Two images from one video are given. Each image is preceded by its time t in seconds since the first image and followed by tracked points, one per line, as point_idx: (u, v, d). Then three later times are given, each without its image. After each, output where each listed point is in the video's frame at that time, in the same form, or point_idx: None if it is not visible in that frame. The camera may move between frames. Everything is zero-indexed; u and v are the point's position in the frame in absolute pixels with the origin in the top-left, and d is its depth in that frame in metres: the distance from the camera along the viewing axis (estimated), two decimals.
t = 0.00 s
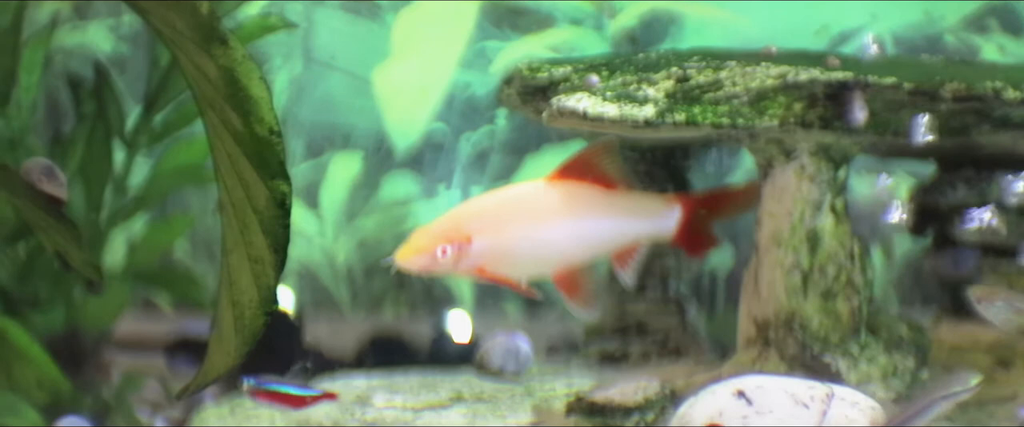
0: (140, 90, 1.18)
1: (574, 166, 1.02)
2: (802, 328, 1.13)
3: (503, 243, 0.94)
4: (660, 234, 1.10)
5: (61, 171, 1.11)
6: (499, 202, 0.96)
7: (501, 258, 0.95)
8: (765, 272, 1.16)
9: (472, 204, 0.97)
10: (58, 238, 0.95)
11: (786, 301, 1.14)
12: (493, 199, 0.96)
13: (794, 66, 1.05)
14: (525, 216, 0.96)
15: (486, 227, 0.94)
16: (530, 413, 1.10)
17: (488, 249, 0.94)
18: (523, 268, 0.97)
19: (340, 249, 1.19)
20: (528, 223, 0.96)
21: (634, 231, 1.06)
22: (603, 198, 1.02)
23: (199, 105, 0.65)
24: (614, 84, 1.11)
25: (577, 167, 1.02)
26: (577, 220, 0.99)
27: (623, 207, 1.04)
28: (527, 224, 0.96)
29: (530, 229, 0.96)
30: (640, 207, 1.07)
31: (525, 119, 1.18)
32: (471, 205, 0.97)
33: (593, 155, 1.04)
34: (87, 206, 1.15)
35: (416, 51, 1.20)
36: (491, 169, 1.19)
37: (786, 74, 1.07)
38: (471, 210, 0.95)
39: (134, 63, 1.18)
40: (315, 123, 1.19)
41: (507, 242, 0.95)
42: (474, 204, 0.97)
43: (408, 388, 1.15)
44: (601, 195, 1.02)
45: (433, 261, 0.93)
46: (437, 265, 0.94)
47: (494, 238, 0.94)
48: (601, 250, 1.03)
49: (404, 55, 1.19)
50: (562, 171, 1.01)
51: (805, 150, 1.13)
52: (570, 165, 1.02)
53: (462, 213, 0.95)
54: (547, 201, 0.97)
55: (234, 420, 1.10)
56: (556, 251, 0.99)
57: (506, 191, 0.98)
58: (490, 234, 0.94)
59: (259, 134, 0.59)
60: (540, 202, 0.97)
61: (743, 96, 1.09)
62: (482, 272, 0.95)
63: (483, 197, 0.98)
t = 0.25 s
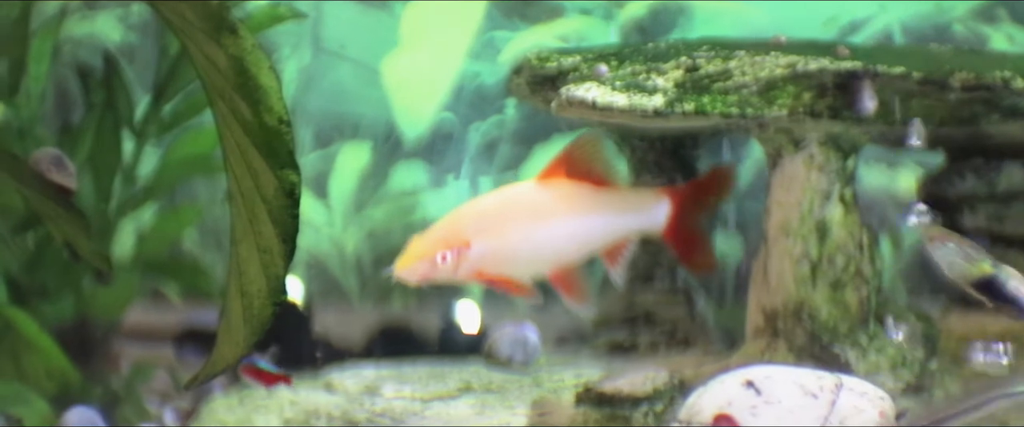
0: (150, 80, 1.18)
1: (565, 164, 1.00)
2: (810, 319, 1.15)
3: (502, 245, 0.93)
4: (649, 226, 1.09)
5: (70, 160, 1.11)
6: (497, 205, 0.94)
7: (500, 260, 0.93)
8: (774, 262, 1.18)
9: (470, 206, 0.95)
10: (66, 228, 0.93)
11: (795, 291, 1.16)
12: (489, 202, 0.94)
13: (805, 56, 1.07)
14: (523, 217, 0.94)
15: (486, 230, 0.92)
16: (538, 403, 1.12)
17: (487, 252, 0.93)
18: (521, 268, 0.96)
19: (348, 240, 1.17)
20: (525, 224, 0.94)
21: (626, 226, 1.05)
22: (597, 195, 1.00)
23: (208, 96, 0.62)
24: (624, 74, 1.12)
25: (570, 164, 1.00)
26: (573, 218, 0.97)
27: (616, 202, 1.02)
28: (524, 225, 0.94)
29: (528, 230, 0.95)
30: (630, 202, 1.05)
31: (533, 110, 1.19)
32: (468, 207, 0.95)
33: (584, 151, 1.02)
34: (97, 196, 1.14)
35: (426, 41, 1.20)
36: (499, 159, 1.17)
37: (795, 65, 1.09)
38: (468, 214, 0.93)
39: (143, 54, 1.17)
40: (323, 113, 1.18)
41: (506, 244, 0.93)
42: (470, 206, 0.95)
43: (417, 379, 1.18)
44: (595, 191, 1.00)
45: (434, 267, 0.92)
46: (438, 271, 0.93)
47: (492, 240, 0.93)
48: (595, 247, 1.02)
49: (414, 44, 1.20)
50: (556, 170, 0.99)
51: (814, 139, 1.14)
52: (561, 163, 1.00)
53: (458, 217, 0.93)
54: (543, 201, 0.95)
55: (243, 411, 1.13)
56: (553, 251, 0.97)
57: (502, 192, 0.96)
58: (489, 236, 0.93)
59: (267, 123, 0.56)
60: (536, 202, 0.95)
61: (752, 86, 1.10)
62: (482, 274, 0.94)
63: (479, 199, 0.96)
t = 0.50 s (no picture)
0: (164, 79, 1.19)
1: (561, 174, 1.02)
2: (826, 317, 1.16)
3: (510, 257, 0.95)
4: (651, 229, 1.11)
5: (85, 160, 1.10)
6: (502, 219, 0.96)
7: (510, 272, 0.95)
8: (790, 260, 1.18)
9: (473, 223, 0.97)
10: (80, 228, 0.85)
11: (811, 290, 1.17)
12: (495, 217, 0.96)
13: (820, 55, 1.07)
14: (526, 230, 0.96)
15: (494, 244, 0.94)
16: (555, 402, 1.12)
17: (497, 266, 0.95)
18: (531, 279, 0.98)
19: (364, 238, 1.17)
20: (530, 236, 0.96)
21: (629, 229, 1.07)
22: (598, 202, 1.03)
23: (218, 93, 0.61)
24: (639, 73, 1.12)
25: (566, 175, 1.02)
26: (576, 226, 1.00)
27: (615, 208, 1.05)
28: (529, 238, 0.96)
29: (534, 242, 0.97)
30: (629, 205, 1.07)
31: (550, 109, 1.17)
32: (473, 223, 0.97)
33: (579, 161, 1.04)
34: (112, 195, 1.14)
35: (440, 41, 1.21)
36: (514, 159, 1.16)
37: (811, 64, 1.08)
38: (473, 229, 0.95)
39: (158, 53, 1.18)
40: (339, 112, 1.19)
41: (515, 257, 0.95)
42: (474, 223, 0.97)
43: (432, 376, 1.19)
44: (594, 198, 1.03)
45: (447, 286, 0.94)
46: (451, 290, 0.95)
47: (501, 253, 0.95)
48: (599, 252, 1.04)
49: (428, 44, 1.20)
50: (554, 182, 1.01)
51: (830, 139, 1.14)
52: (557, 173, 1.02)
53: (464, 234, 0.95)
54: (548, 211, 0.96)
55: (257, 409, 1.12)
56: (559, 260, 0.99)
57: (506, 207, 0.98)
58: (498, 250, 0.95)
59: (282, 122, 0.55)
60: (539, 214, 0.98)
61: (768, 85, 1.10)
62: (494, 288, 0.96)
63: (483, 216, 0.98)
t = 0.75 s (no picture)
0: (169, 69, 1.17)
1: (555, 169, 0.93)
2: (834, 305, 1.15)
3: (510, 255, 0.83)
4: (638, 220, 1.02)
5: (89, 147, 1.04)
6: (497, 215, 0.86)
7: (510, 272, 0.84)
8: (798, 249, 1.17)
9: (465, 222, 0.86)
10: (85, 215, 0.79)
11: (819, 277, 1.15)
12: (490, 214, 0.86)
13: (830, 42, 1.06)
14: (526, 225, 0.86)
15: (489, 241, 0.83)
16: (560, 389, 1.12)
17: (492, 265, 0.83)
18: (531, 280, 0.87)
19: (370, 227, 1.17)
20: (529, 232, 0.85)
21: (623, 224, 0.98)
22: (595, 195, 0.93)
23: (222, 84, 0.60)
24: (648, 60, 1.10)
25: (561, 168, 0.93)
26: (579, 220, 0.90)
27: (613, 200, 0.95)
28: (530, 233, 0.85)
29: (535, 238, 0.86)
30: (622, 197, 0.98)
31: (559, 97, 1.15)
32: (464, 223, 0.87)
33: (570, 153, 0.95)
34: (116, 185, 1.10)
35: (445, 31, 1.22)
36: (520, 149, 1.16)
37: (820, 51, 1.08)
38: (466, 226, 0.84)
39: (163, 41, 1.19)
40: (343, 102, 1.18)
41: (513, 255, 0.84)
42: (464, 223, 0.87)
43: (438, 362, 1.17)
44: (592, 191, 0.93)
45: (443, 285, 0.81)
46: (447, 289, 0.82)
47: (498, 251, 0.83)
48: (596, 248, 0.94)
49: (434, 34, 1.21)
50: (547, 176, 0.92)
51: (838, 127, 1.13)
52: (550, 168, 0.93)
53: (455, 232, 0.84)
54: (551, 202, 0.86)
55: (262, 396, 1.12)
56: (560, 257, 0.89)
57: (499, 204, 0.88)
58: (494, 247, 0.83)
59: (288, 109, 0.54)
60: (537, 207, 0.87)
61: (776, 73, 1.09)
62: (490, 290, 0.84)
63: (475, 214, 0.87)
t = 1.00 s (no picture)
0: (161, 46, 1.15)
1: (538, 157, 0.97)
2: (826, 282, 1.16)
3: (490, 238, 0.87)
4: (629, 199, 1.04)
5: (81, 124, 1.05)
6: (479, 200, 0.90)
7: (493, 255, 0.88)
8: (790, 227, 1.17)
9: (450, 209, 0.90)
10: (75, 191, 0.89)
11: (812, 254, 1.17)
12: (473, 200, 0.90)
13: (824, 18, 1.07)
14: (505, 211, 0.89)
15: (468, 228, 0.87)
16: (553, 364, 1.13)
17: (473, 250, 0.87)
18: (515, 264, 0.91)
19: (361, 205, 1.17)
20: (508, 218, 0.89)
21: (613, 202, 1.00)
22: (579, 178, 0.95)
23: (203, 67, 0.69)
24: (640, 36, 1.12)
25: (543, 156, 0.96)
26: (563, 202, 0.93)
27: (599, 184, 0.97)
28: (509, 219, 0.89)
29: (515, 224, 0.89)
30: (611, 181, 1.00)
31: (551, 73, 1.15)
32: (450, 209, 0.91)
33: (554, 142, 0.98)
34: (108, 162, 1.09)
35: (439, 5, 1.18)
36: (512, 127, 1.14)
37: (813, 27, 1.09)
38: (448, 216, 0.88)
39: (153, 18, 1.16)
40: (336, 80, 1.17)
41: (494, 241, 0.88)
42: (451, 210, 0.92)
43: (429, 339, 1.17)
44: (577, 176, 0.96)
45: (424, 273, 0.85)
46: (428, 277, 0.86)
47: (479, 235, 0.87)
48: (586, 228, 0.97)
49: (427, 10, 1.18)
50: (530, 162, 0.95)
51: (831, 103, 1.13)
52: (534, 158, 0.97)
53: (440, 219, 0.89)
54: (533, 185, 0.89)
55: (254, 372, 1.17)
56: (544, 242, 0.92)
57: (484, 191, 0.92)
58: (473, 233, 0.87)
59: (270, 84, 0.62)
60: (517, 195, 0.91)
61: (769, 49, 1.09)
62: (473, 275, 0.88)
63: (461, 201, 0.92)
